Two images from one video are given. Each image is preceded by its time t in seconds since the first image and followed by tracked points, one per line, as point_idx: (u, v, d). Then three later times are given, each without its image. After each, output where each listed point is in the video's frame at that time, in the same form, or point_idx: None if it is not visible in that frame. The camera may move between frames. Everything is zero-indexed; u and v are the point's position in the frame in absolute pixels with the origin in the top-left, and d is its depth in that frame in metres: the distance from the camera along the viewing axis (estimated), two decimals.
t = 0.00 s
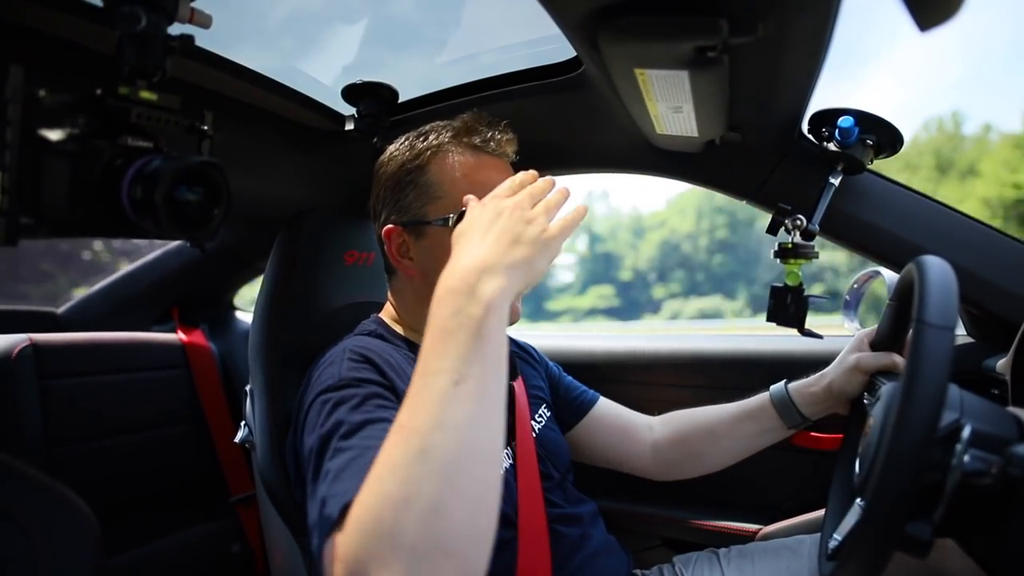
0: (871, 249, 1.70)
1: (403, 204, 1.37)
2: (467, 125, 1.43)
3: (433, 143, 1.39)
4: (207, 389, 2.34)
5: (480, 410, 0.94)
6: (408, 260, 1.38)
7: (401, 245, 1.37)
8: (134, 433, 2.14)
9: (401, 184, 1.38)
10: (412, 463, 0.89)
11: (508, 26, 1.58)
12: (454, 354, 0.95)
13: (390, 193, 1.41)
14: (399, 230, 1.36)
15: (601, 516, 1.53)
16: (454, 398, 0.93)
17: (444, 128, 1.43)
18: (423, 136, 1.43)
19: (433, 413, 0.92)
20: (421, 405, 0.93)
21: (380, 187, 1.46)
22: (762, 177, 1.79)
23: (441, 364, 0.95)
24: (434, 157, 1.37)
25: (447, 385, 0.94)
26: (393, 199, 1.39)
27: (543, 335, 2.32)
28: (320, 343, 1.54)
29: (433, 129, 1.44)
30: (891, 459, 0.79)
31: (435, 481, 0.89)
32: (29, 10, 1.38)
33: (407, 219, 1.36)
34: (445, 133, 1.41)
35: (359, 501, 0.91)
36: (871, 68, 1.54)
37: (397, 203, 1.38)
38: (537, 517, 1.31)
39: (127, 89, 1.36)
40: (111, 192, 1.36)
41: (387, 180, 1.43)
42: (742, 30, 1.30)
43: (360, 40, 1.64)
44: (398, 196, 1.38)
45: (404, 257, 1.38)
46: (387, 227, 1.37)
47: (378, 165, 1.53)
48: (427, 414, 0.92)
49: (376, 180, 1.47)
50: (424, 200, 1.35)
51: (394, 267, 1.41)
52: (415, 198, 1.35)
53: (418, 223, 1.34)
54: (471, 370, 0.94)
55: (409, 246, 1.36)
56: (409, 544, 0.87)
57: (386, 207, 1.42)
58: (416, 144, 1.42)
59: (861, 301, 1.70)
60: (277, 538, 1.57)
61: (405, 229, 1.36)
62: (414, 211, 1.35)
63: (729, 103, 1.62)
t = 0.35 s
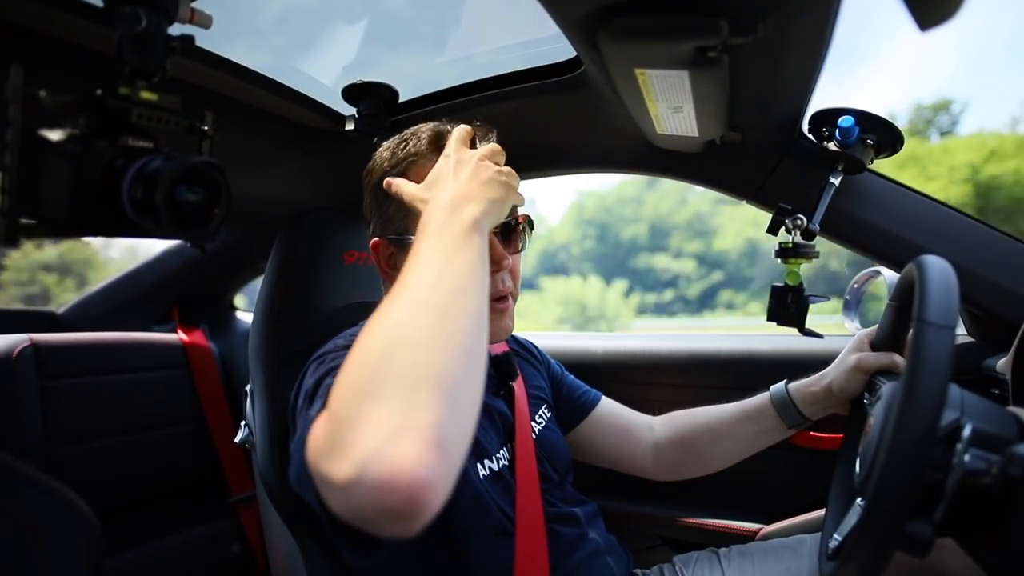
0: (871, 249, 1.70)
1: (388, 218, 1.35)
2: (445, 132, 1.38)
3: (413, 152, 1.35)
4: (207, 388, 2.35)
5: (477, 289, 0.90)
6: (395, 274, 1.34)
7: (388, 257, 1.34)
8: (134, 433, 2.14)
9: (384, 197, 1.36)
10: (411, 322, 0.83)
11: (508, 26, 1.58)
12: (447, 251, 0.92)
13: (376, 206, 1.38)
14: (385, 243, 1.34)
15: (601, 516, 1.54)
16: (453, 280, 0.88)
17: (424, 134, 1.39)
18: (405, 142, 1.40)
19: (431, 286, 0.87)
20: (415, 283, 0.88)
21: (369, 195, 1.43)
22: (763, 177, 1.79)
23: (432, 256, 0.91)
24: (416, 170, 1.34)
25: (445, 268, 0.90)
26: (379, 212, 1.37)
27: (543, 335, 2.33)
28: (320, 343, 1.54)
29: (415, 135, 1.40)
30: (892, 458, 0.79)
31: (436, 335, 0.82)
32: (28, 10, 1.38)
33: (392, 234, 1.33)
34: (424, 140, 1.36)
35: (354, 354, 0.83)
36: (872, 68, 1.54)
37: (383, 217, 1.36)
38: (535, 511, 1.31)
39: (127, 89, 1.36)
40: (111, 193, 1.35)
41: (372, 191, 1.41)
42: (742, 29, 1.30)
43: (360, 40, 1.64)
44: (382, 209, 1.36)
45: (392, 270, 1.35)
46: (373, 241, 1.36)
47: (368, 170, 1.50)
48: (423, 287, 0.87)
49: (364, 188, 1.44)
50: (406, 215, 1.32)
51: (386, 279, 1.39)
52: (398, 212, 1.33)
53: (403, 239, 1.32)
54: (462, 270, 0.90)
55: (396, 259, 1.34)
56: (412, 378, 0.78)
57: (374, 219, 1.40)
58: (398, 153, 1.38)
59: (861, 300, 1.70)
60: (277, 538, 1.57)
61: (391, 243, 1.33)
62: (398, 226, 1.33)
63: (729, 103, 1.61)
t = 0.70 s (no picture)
0: (872, 250, 1.70)
1: (409, 225, 1.37)
2: (478, 146, 1.38)
3: (440, 163, 1.36)
4: (207, 388, 2.35)
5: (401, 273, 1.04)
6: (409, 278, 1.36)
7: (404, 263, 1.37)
8: (134, 433, 2.14)
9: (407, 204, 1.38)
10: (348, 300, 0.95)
11: (508, 27, 1.58)
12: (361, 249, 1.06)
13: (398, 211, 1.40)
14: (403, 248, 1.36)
15: (600, 516, 1.54)
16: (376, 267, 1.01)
17: (455, 144, 1.39)
18: (436, 151, 1.40)
19: (361, 273, 1.00)
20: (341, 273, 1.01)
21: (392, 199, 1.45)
22: (762, 177, 1.79)
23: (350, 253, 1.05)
24: (440, 180, 1.35)
25: (366, 261, 1.03)
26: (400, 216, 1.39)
27: (542, 336, 2.33)
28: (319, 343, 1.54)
29: (445, 144, 1.40)
30: (892, 459, 0.79)
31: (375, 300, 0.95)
32: (28, 10, 1.38)
33: (412, 241, 1.35)
34: (454, 151, 1.37)
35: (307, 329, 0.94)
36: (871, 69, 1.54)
37: (404, 222, 1.38)
38: (534, 507, 1.31)
39: (126, 89, 1.35)
40: (111, 193, 1.35)
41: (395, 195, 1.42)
42: (742, 30, 1.30)
43: (360, 40, 1.64)
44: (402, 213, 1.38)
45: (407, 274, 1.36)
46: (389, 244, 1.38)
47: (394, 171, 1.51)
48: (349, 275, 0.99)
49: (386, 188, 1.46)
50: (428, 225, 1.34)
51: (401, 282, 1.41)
52: (420, 222, 1.35)
53: (421, 248, 1.34)
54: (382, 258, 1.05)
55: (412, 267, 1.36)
56: (361, 330, 0.90)
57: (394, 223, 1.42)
58: (425, 160, 1.38)
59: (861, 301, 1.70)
60: (277, 538, 1.57)
61: (410, 250, 1.36)
62: (418, 234, 1.35)
63: (729, 103, 1.61)
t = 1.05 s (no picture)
0: (872, 249, 1.70)
1: (382, 218, 1.34)
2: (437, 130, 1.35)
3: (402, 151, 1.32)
4: (207, 388, 2.34)
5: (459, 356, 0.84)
6: (390, 275, 1.33)
7: (383, 259, 1.34)
8: (133, 433, 2.14)
9: (378, 197, 1.35)
10: (372, 390, 0.78)
11: (508, 27, 1.58)
12: (430, 298, 0.86)
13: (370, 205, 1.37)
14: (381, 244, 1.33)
15: (600, 516, 1.53)
16: (431, 341, 0.83)
17: (417, 133, 1.36)
18: (402, 141, 1.37)
19: (408, 353, 0.81)
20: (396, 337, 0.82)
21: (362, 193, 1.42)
22: (762, 177, 1.79)
23: (419, 300, 0.86)
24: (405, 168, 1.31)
25: (422, 333, 0.83)
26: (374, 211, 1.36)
27: (544, 335, 2.33)
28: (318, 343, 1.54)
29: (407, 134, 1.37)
30: (893, 459, 0.79)
31: (411, 391, 0.79)
32: (28, 10, 1.38)
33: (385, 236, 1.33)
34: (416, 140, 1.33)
35: (330, 391, 0.79)
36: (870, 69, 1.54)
37: (378, 215, 1.35)
38: (532, 508, 1.31)
39: (126, 89, 1.35)
40: (111, 193, 1.35)
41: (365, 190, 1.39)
42: (742, 29, 1.30)
43: (360, 40, 1.64)
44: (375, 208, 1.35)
45: (387, 271, 1.33)
46: (368, 241, 1.35)
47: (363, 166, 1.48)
48: (398, 351, 0.81)
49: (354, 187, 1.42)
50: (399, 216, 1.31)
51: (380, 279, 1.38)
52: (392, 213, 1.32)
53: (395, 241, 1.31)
54: (450, 331, 0.85)
55: (388, 261, 1.33)
56: (362, 449, 0.75)
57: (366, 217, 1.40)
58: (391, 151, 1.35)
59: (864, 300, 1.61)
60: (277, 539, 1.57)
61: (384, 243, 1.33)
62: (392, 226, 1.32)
63: (729, 103, 1.61)
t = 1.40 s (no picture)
0: (871, 249, 1.70)
1: (409, 218, 1.38)
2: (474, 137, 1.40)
3: (439, 155, 1.38)
4: (207, 388, 2.34)
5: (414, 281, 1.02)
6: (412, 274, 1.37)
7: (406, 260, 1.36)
8: (134, 433, 2.14)
9: (408, 196, 1.39)
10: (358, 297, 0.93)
11: (508, 26, 1.58)
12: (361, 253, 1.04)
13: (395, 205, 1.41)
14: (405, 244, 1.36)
15: (600, 515, 1.54)
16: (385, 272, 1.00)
17: (450, 140, 1.41)
18: (431, 145, 1.41)
19: (376, 280, 0.97)
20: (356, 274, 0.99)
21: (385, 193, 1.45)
22: (762, 177, 1.79)
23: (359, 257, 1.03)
24: (441, 171, 1.36)
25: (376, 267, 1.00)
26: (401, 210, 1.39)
27: (544, 335, 2.33)
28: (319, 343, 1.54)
29: (439, 140, 1.42)
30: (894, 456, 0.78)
31: (403, 307, 0.93)
32: (28, 10, 1.38)
33: (414, 235, 1.36)
34: (451, 145, 1.39)
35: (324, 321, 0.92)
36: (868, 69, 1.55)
37: (404, 215, 1.38)
38: (532, 511, 1.31)
39: (126, 88, 1.34)
40: (112, 194, 1.35)
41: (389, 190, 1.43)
42: (742, 29, 1.30)
43: (359, 39, 1.64)
44: (404, 208, 1.39)
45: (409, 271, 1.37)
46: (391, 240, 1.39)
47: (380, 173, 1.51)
48: (364, 280, 0.97)
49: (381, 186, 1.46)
50: (433, 216, 1.35)
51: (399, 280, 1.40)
52: (423, 213, 1.36)
53: (425, 240, 1.34)
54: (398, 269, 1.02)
55: (413, 261, 1.36)
56: (376, 320, 0.89)
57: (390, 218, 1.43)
58: (422, 154, 1.40)
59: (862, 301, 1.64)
60: (278, 538, 1.58)
61: (411, 243, 1.36)
62: (421, 226, 1.36)
63: (728, 102, 1.61)
